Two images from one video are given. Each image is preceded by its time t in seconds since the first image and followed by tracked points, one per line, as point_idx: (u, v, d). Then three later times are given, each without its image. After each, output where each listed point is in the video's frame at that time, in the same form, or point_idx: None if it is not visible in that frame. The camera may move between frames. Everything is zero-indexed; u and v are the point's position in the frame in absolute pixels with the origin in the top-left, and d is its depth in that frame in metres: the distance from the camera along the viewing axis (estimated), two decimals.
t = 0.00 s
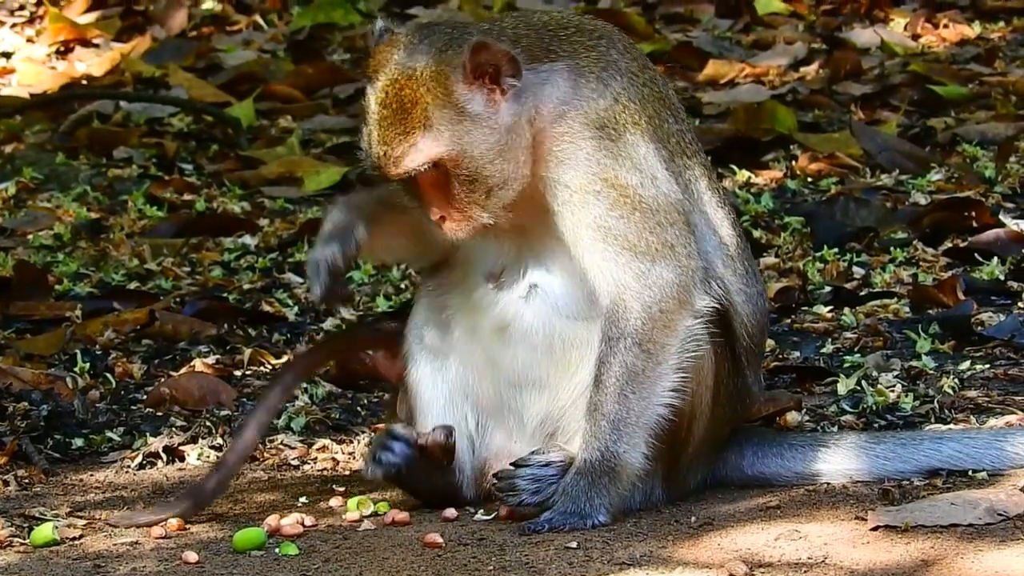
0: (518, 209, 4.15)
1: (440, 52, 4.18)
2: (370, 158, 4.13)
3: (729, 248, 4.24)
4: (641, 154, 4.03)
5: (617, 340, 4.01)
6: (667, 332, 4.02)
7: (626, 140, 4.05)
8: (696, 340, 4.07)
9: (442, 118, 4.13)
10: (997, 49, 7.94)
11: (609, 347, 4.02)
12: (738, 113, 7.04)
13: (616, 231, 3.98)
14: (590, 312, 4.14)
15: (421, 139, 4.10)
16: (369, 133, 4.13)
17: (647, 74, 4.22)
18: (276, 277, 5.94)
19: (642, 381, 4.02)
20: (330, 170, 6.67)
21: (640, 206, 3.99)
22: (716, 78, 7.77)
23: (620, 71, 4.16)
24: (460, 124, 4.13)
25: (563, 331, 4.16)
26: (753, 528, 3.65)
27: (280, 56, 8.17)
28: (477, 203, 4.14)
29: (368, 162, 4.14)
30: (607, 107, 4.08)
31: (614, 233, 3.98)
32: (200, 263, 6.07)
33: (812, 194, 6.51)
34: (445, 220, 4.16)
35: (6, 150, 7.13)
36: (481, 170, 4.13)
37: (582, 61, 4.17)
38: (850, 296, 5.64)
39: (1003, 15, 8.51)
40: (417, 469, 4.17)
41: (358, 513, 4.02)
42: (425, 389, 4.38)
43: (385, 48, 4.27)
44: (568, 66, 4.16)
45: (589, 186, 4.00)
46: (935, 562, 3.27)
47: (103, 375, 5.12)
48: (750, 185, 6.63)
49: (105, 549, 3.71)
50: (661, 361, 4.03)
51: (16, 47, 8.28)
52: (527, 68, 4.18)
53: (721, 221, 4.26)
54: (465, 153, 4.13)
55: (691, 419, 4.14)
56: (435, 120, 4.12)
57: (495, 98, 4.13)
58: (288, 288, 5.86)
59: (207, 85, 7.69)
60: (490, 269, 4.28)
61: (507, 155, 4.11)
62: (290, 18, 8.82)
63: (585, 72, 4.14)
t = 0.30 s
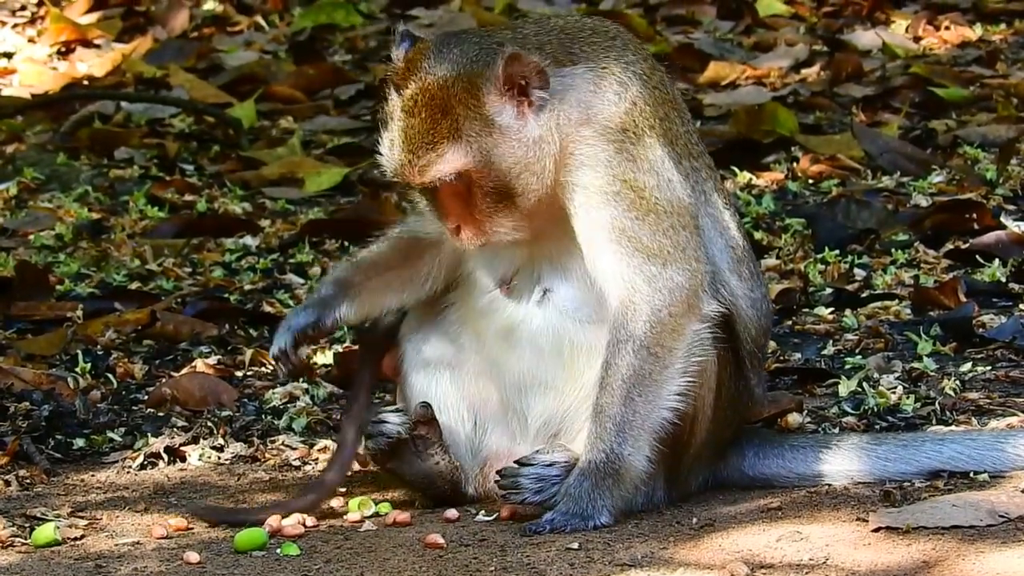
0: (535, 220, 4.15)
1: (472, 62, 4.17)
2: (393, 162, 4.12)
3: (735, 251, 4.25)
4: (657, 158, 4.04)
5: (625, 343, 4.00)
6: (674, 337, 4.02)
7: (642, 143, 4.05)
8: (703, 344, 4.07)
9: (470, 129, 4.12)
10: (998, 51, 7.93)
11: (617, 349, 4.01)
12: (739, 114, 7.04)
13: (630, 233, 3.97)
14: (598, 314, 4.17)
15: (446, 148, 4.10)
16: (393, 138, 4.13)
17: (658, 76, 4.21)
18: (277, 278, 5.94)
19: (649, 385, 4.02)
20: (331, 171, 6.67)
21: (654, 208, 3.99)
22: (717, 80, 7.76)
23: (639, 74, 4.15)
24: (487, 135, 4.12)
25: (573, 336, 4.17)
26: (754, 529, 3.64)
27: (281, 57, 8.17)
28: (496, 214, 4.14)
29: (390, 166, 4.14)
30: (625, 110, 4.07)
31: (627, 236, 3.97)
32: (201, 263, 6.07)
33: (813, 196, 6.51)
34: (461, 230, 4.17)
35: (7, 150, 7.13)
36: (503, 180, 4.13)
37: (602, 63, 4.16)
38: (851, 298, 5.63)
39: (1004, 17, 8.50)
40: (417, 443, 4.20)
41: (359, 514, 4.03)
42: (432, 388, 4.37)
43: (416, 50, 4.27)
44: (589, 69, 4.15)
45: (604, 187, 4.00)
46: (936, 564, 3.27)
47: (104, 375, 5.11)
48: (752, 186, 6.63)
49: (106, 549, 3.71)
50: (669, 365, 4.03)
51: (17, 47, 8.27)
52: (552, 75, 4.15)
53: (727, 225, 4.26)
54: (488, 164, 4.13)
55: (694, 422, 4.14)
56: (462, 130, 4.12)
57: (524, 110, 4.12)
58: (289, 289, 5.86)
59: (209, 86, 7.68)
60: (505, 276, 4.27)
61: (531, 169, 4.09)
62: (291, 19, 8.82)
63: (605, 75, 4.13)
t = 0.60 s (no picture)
0: (527, 217, 4.11)
1: (473, 56, 4.09)
2: (387, 151, 4.03)
3: (734, 249, 4.25)
4: (658, 156, 4.02)
5: (625, 344, 4.00)
6: (673, 337, 4.03)
7: (643, 141, 4.02)
8: (701, 344, 4.08)
9: (466, 122, 4.04)
10: (1000, 53, 7.92)
11: (617, 350, 4.01)
12: (742, 116, 7.04)
13: (630, 234, 3.96)
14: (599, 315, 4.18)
15: (441, 138, 4.02)
16: (388, 126, 4.05)
17: (656, 75, 4.18)
18: (280, 280, 5.94)
19: (648, 386, 4.03)
20: (333, 173, 6.66)
21: (655, 208, 3.98)
22: (720, 82, 7.76)
23: (638, 73, 4.12)
24: (484, 129, 4.05)
25: (575, 337, 4.18)
26: (758, 532, 3.64)
27: (283, 59, 8.17)
28: (486, 210, 4.06)
29: (384, 154, 4.05)
30: (625, 108, 4.04)
31: (627, 236, 3.96)
32: (204, 266, 6.07)
33: (816, 198, 6.50)
34: (448, 225, 4.06)
35: (10, 153, 7.13)
36: (499, 176, 4.06)
37: (602, 61, 4.11)
38: (854, 300, 5.63)
39: (1007, 19, 8.49)
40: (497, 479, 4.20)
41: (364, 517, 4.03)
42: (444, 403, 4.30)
43: (416, 41, 4.19)
44: (588, 68, 4.10)
45: (605, 186, 3.97)
46: (940, 566, 3.26)
47: (107, 378, 5.11)
48: (755, 189, 6.62)
49: (109, 552, 3.70)
50: (667, 366, 4.04)
51: (19, 50, 8.26)
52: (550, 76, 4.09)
53: (725, 222, 4.26)
54: (483, 158, 4.06)
55: (695, 423, 4.15)
56: (458, 122, 4.04)
57: (522, 107, 4.06)
58: (292, 291, 5.85)
59: (211, 89, 7.68)
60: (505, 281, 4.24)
61: (526, 165, 4.04)
62: (293, 21, 8.82)
63: (605, 73, 4.09)
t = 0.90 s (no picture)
0: (508, 227, 4.15)
1: (462, 64, 4.16)
2: (367, 146, 4.08)
3: (729, 253, 4.25)
4: (647, 162, 4.02)
5: (623, 348, 3.99)
6: (672, 339, 4.01)
7: (632, 148, 4.03)
8: (701, 346, 4.06)
9: (448, 125, 4.10)
10: (1003, 55, 7.92)
11: (615, 355, 4.00)
12: (744, 119, 7.04)
13: (623, 238, 3.95)
14: (594, 321, 4.18)
15: (421, 138, 4.07)
16: (372, 121, 4.09)
17: (645, 83, 4.21)
18: (282, 282, 5.94)
19: (648, 389, 4.01)
20: (335, 175, 6.67)
21: (647, 213, 3.97)
22: (723, 84, 7.76)
23: (625, 81, 4.15)
24: (466, 135, 4.11)
25: (572, 346, 4.19)
26: (759, 534, 3.64)
27: (286, 62, 8.17)
28: (464, 215, 4.13)
29: (363, 145, 4.10)
30: (612, 117, 4.05)
31: (621, 241, 3.95)
32: (207, 268, 6.07)
33: (818, 200, 6.50)
34: (420, 228, 4.10)
35: (12, 154, 7.14)
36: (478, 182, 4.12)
37: (588, 70, 4.14)
38: (856, 303, 5.63)
39: (1010, 22, 8.49)
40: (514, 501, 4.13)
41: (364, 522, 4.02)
42: (450, 410, 4.27)
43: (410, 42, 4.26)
44: (575, 78, 4.12)
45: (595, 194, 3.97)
46: (940, 569, 3.26)
47: (109, 380, 5.11)
48: (757, 191, 6.62)
49: (110, 554, 3.70)
50: (667, 368, 4.02)
51: (22, 51, 8.27)
52: (536, 86, 4.14)
53: (720, 226, 4.26)
54: (462, 163, 4.10)
55: (695, 424, 4.14)
56: (440, 124, 4.10)
57: (507, 118, 4.11)
58: (294, 293, 5.85)
59: (214, 91, 7.69)
60: (497, 290, 4.25)
61: (506, 175, 4.10)
62: (296, 23, 8.83)
63: (591, 82, 4.11)
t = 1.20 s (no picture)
0: (503, 233, 4.15)
1: (443, 74, 4.16)
2: (358, 169, 4.11)
3: (725, 251, 4.24)
4: (639, 165, 4.02)
5: (619, 351, 4.00)
6: (669, 340, 4.01)
7: (623, 152, 4.03)
8: (698, 347, 4.06)
9: (435, 136, 4.11)
10: (1003, 57, 7.92)
11: (612, 358, 4.00)
12: (745, 121, 7.04)
13: (617, 242, 3.96)
14: (589, 324, 4.19)
15: (410, 151, 4.08)
16: (361, 143, 4.11)
17: (635, 84, 4.21)
18: (283, 285, 5.94)
19: (646, 391, 4.01)
20: (336, 178, 6.68)
21: (640, 216, 3.98)
22: (723, 87, 7.76)
23: (614, 83, 4.15)
24: (453, 143, 4.12)
25: (568, 351, 4.20)
26: (759, 536, 3.64)
27: (286, 65, 8.18)
28: (460, 224, 4.12)
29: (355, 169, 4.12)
30: (602, 120, 4.05)
31: (615, 244, 3.96)
32: (207, 271, 6.08)
33: (819, 203, 6.51)
34: (420, 240, 4.11)
35: (12, 158, 7.14)
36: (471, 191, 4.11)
37: (576, 74, 4.14)
38: (856, 305, 5.63)
39: (1010, 24, 8.49)
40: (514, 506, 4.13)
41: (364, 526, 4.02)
42: (455, 409, 4.23)
43: (388, 59, 4.27)
44: (563, 82, 4.13)
45: (587, 199, 3.97)
46: (940, 571, 3.26)
47: (109, 383, 5.11)
48: (757, 194, 6.63)
49: (110, 558, 3.70)
50: (665, 370, 4.02)
51: (22, 55, 8.27)
52: (519, 91, 4.14)
53: (717, 226, 4.25)
54: (453, 173, 4.11)
55: (694, 426, 4.15)
56: (427, 137, 4.11)
57: (492, 123, 4.11)
58: (294, 296, 5.86)
59: (214, 94, 7.69)
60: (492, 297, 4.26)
61: (498, 181, 4.09)
62: (296, 26, 8.84)
63: (579, 86, 4.11)
